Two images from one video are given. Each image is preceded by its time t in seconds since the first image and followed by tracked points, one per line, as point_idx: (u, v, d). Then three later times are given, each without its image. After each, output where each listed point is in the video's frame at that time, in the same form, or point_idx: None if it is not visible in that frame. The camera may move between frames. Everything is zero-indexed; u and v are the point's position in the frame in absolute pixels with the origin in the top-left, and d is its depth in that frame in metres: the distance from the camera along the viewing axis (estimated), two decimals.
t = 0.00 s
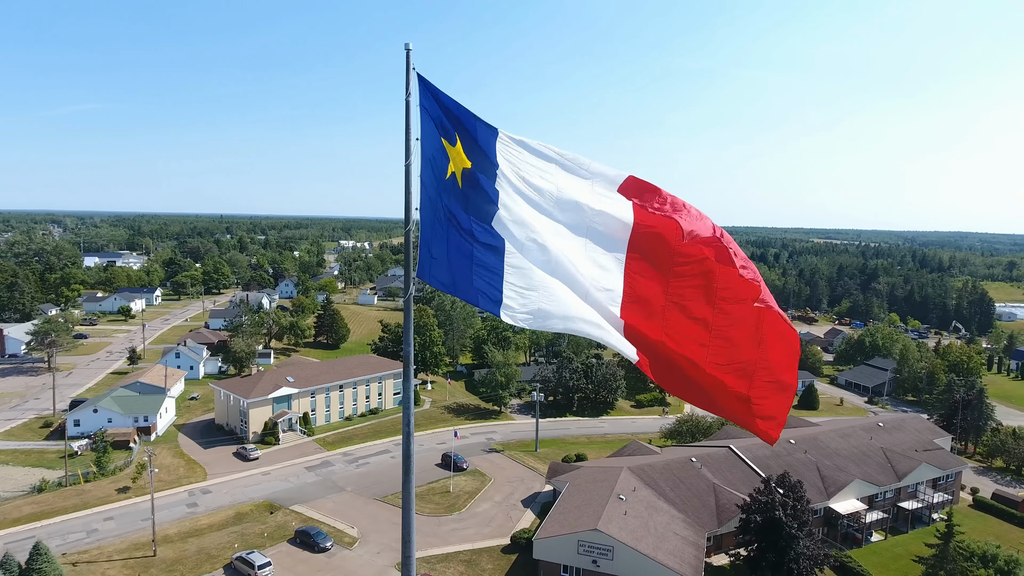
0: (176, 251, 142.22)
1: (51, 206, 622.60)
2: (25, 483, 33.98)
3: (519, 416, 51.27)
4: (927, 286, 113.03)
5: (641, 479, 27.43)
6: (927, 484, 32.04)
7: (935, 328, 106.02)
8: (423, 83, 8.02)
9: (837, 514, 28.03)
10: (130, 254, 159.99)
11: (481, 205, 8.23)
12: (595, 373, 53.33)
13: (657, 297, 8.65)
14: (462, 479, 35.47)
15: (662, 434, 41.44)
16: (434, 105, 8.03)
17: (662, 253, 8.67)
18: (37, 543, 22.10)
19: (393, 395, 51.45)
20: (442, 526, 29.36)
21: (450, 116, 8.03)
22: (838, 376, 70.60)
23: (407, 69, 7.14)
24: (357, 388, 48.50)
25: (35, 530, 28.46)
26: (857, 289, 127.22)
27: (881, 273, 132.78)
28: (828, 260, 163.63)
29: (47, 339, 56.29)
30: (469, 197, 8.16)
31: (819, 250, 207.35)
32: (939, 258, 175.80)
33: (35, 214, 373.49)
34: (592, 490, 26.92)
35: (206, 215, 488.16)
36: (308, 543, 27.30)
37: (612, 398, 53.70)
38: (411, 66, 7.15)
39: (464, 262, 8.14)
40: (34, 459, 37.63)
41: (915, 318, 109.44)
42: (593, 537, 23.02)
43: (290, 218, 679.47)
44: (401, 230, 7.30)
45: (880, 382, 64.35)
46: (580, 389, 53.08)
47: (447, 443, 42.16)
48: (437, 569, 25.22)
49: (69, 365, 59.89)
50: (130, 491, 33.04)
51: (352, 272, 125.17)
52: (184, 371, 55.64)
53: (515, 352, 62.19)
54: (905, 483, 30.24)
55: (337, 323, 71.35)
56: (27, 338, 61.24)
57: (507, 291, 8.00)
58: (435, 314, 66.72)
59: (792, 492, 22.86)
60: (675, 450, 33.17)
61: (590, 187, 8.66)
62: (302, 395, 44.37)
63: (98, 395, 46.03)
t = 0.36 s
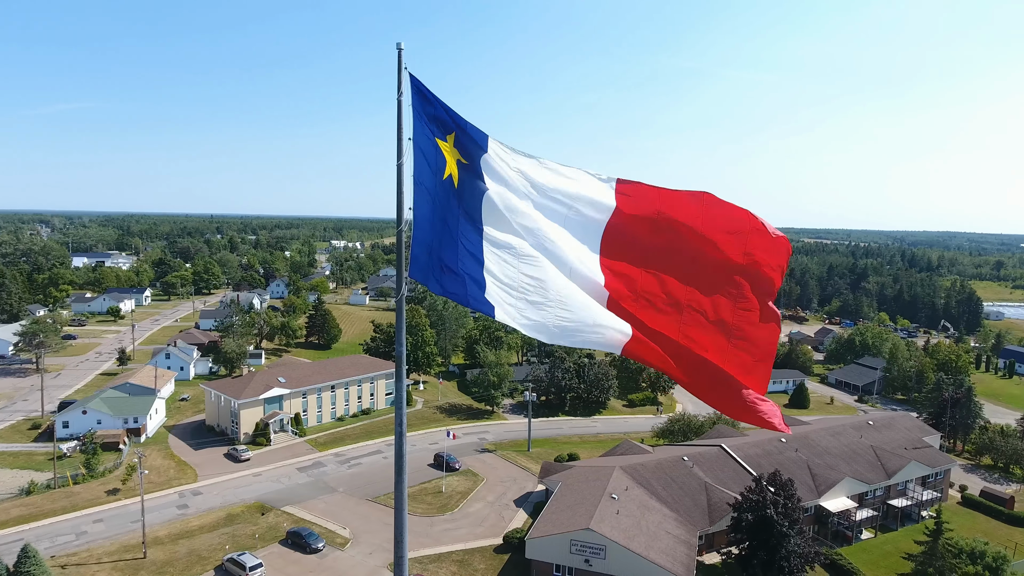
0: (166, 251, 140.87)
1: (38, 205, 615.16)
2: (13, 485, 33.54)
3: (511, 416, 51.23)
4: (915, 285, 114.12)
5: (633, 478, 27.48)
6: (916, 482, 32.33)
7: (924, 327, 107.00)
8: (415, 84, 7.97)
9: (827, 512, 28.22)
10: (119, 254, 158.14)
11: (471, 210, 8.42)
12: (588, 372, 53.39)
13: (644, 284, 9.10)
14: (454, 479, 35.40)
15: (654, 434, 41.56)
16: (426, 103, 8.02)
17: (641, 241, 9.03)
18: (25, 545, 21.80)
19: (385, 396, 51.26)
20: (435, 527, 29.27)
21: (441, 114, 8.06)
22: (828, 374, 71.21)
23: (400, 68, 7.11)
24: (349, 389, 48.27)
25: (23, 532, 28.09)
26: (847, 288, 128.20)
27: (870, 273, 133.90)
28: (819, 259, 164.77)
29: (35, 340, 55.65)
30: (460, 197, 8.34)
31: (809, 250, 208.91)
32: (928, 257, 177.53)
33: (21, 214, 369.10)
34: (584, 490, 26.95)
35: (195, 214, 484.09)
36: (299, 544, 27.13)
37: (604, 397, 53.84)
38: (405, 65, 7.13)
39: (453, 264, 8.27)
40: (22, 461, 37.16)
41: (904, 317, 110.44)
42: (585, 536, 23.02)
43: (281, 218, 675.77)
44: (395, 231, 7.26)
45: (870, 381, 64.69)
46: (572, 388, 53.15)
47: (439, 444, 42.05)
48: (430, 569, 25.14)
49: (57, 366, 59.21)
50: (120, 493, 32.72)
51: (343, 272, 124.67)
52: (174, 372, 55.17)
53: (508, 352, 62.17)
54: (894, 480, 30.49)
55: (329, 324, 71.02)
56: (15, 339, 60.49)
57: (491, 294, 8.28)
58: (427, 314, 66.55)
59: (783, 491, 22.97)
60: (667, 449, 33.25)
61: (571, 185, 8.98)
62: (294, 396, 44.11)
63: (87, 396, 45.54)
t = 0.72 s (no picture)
0: (154, 252, 139.38)
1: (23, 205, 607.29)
2: None
3: (502, 416, 51.20)
4: (904, 285, 115.34)
5: (625, 477, 27.54)
6: (905, 480, 32.64)
7: (912, 326, 108.15)
8: (405, 83, 7.97)
9: (817, 510, 28.44)
10: (106, 254, 156.28)
11: (465, 210, 8.47)
12: (579, 372, 53.47)
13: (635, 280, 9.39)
14: (446, 479, 35.32)
15: (645, 433, 41.68)
16: (418, 104, 8.04)
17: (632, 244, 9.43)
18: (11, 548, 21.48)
19: (376, 396, 51.04)
20: (426, 527, 29.17)
21: (434, 115, 8.09)
22: (818, 373, 71.87)
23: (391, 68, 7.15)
24: (340, 389, 48.01)
25: (9, 535, 27.70)
26: (836, 288, 129.34)
27: (859, 272, 135.21)
28: (809, 259, 166.12)
29: (22, 341, 54.95)
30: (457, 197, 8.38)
31: (799, 250, 210.61)
32: (916, 257, 179.50)
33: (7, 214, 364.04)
34: (575, 489, 26.96)
35: (185, 214, 480.12)
36: (290, 545, 26.95)
37: (595, 397, 54.02)
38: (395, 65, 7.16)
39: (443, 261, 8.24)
40: (9, 463, 36.65)
41: (893, 317, 111.58)
42: (576, 535, 23.04)
43: (272, 218, 671.40)
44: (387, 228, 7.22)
45: (859, 380, 65.28)
46: (564, 388, 53.25)
47: (430, 444, 41.93)
48: (422, 570, 25.05)
49: (44, 367, 58.47)
50: (108, 495, 32.35)
51: (335, 273, 124.14)
52: (163, 373, 54.63)
53: (499, 352, 62.16)
54: (883, 478, 30.76)
55: (320, 324, 70.65)
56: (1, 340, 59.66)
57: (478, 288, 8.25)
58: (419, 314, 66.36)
59: (773, 489, 23.11)
60: (658, 449, 33.34)
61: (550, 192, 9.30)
62: (284, 397, 43.80)
63: (75, 398, 45.00)
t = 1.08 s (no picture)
0: (143, 251, 138.02)
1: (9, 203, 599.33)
2: None
3: (494, 416, 51.15)
4: (892, 284, 116.46)
5: (616, 477, 27.57)
6: (894, 477, 32.93)
7: (901, 325, 109.24)
8: (398, 81, 7.95)
9: (807, 508, 28.64)
10: (94, 254, 154.42)
11: (460, 212, 8.39)
12: (571, 372, 53.55)
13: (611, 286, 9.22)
14: (438, 479, 35.22)
15: (637, 432, 41.79)
16: (414, 105, 8.05)
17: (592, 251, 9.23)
18: None
19: (367, 396, 50.79)
20: (418, 527, 29.07)
21: (431, 117, 8.08)
22: (808, 372, 72.38)
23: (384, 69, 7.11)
24: (331, 389, 47.76)
25: None
26: (826, 287, 130.32)
27: (848, 272, 136.41)
28: (799, 259, 167.23)
29: (8, 342, 54.21)
30: (453, 199, 8.34)
31: (789, 249, 211.94)
32: (904, 257, 181.25)
33: None
34: (567, 489, 26.96)
35: (173, 214, 475.98)
36: (281, 546, 26.75)
37: (587, 396, 54.11)
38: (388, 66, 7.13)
39: (441, 258, 8.25)
40: None
41: (882, 316, 112.63)
42: (569, 535, 23.01)
43: (262, 217, 667.13)
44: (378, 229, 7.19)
45: (848, 379, 65.87)
46: (556, 388, 53.29)
47: (422, 444, 41.81)
48: (414, 570, 24.95)
49: (31, 369, 57.70)
50: (97, 498, 31.95)
51: (325, 273, 123.54)
52: (152, 374, 54.11)
53: (491, 352, 62.09)
54: (872, 476, 31.02)
55: (310, 325, 70.24)
56: None
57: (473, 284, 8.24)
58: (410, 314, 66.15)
59: (764, 488, 23.22)
60: (650, 448, 33.44)
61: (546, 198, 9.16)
62: (275, 397, 43.49)
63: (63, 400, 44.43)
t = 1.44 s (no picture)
0: (131, 252, 136.49)
1: None
2: None
3: (486, 416, 51.08)
4: (881, 283, 117.53)
5: (608, 476, 27.61)
6: (883, 475, 33.23)
7: (889, 324, 110.30)
8: (389, 81, 7.94)
9: (797, 506, 28.84)
10: (81, 254, 152.47)
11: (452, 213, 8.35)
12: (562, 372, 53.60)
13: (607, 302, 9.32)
14: (429, 480, 35.10)
15: (628, 432, 41.86)
16: (404, 105, 8.03)
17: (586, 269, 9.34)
18: None
19: (358, 397, 50.52)
20: (409, 528, 28.95)
21: (420, 117, 8.05)
22: (797, 371, 72.87)
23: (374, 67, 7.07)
24: (322, 390, 47.47)
25: None
26: (815, 286, 131.31)
27: (837, 271, 137.61)
28: (788, 258, 168.45)
29: None
30: (445, 199, 8.31)
31: (779, 248, 213.33)
32: (892, 256, 182.98)
33: None
34: (559, 488, 26.95)
35: (161, 214, 471.36)
36: (272, 548, 26.55)
37: (579, 396, 54.19)
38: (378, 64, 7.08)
39: (436, 260, 8.22)
40: None
41: (870, 315, 113.69)
42: (561, 534, 23.01)
43: (252, 217, 661.72)
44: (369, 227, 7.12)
45: (837, 378, 66.42)
46: (547, 388, 53.33)
47: (414, 445, 41.67)
48: (405, 571, 24.86)
49: (17, 370, 56.84)
50: (85, 500, 31.54)
51: (316, 273, 122.82)
52: (141, 375, 53.51)
53: (482, 352, 62.01)
54: (862, 474, 31.29)
55: (301, 325, 69.79)
56: None
57: (472, 288, 8.21)
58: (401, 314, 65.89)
59: (754, 486, 23.35)
60: (641, 447, 33.53)
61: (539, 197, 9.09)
62: (265, 398, 43.16)
63: (49, 402, 43.81)
